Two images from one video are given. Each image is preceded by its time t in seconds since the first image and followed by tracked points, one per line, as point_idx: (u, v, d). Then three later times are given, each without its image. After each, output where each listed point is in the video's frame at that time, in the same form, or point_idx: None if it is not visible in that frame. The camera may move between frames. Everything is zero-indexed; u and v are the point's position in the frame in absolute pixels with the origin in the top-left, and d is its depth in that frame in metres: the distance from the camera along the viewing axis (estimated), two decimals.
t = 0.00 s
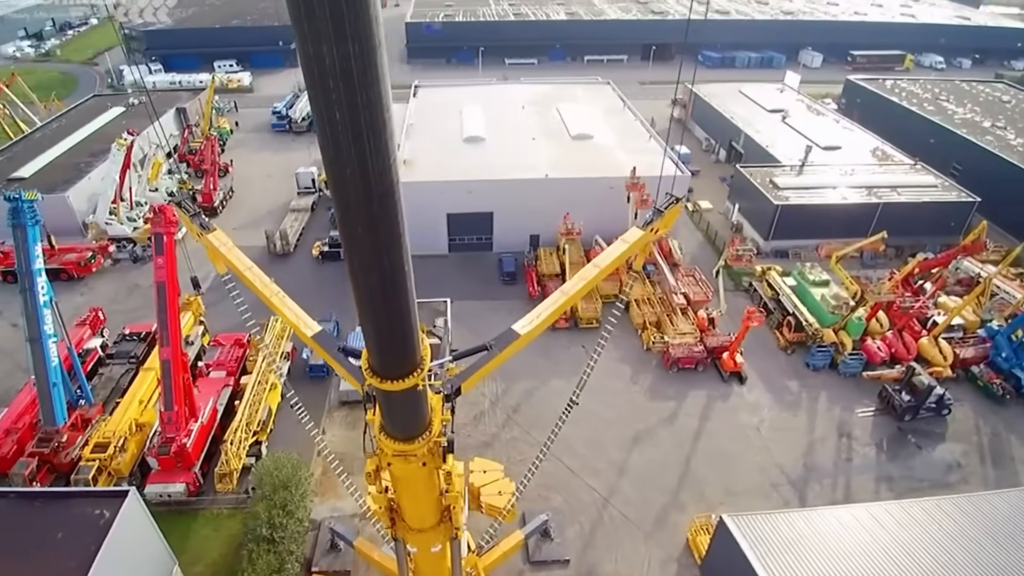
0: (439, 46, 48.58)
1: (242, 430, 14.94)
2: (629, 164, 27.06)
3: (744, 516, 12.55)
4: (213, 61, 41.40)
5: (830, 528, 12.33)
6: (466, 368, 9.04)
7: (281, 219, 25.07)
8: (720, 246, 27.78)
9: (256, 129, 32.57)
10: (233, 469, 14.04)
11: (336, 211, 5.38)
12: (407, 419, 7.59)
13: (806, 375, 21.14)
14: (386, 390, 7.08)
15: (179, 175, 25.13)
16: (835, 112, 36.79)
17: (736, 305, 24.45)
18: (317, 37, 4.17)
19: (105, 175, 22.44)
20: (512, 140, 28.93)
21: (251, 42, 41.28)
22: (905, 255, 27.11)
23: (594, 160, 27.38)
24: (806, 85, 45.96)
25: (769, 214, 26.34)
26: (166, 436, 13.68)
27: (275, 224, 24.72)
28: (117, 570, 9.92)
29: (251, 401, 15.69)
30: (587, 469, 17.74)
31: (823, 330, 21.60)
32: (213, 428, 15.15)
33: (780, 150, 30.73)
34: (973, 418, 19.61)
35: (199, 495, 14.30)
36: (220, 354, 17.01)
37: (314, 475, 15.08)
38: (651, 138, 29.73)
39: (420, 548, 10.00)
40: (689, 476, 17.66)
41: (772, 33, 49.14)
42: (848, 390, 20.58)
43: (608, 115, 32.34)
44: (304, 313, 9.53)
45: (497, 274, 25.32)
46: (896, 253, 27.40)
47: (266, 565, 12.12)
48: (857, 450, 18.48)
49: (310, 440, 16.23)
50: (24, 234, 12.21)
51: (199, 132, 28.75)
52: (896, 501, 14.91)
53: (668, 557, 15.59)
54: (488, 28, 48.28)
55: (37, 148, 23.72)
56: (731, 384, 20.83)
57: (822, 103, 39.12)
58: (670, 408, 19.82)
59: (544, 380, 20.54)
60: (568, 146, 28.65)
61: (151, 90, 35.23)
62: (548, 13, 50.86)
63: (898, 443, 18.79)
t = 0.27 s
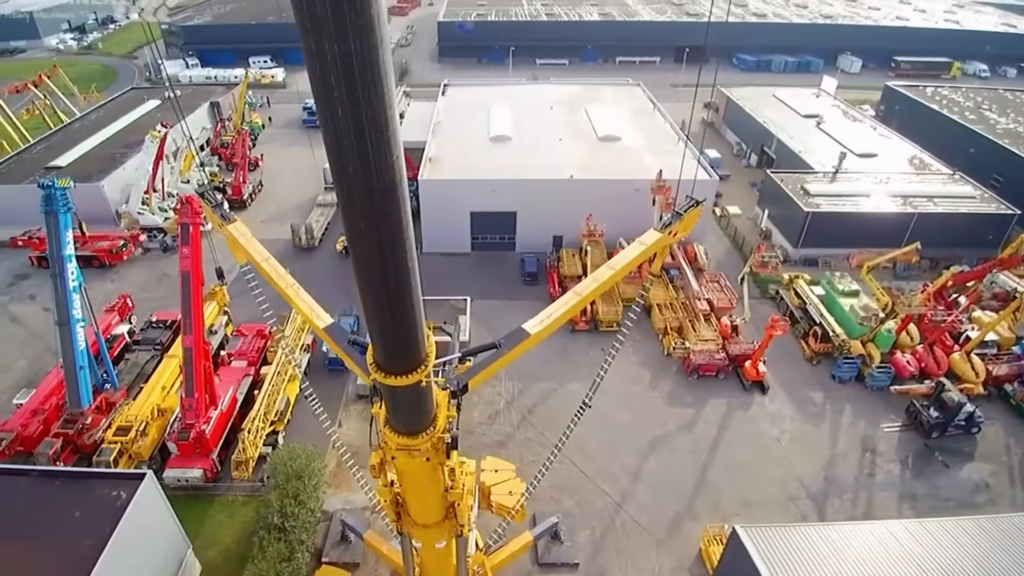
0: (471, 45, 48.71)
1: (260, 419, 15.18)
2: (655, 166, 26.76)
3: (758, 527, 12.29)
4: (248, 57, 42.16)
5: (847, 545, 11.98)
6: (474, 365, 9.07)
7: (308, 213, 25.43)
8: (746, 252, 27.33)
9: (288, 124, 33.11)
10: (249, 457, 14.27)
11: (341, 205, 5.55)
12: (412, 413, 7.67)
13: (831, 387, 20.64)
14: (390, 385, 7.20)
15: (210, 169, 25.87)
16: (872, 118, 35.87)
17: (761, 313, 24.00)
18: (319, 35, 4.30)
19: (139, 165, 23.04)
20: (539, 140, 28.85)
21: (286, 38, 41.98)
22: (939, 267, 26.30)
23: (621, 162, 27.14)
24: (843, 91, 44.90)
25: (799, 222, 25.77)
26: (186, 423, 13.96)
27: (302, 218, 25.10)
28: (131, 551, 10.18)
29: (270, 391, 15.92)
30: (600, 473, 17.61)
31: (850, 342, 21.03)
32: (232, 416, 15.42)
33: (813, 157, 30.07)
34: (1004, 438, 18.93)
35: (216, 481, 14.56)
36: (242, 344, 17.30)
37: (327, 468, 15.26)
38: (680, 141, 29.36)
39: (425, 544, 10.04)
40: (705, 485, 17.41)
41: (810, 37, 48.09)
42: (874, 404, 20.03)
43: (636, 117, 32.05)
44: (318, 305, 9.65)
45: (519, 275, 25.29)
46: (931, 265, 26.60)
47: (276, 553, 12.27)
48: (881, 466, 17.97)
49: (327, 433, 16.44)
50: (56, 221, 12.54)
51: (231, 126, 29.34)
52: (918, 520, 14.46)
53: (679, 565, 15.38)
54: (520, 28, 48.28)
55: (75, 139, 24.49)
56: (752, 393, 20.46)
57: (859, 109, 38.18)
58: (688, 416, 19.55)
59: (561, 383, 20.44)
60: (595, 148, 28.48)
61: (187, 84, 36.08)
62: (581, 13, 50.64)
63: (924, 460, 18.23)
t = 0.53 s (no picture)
0: (504, 44, 48.77)
1: (278, 409, 15.36)
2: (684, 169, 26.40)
3: (773, 539, 12.02)
4: (284, 53, 42.93)
5: (866, 563, 11.63)
6: (483, 362, 9.10)
7: (334, 208, 25.76)
8: (775, 259, 26.82)
9: (319, 120, 33.60)
10: (266, 446, 14.47)
11: (348, 197, 5.66)
12: (417, 408, 7.75)
13: (858, 400, 20.08)
14: (396, 379, 7.31)
15: (242, 161, 26.45)
16: (912, 126, 34.83)
17: (788, 322, 23.50)
18: (324, 28, 4.41)
19: (173, 157, 23.57)
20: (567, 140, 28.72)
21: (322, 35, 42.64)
22: (977, 281, 25.43)
23: (649, 164, 26.85)
24: (883, 97, 43.72)
25: (831, 229, 25.10)
26: (207, 409, 14.24)
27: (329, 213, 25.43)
28: (148, 533, 10.43)
29: (290, 381, 16.11)
30: (615, 477, 17.45)
31: (879, 354, 20.41)
32: (252, 405, 15.65)
33: (848, 164, 29.32)
34: None
35: (234, 468, 14.82)
36: (265, 335, 17.54)
37: (342, 460, 15.42)
38: (711, 144, 28.90)
39: (431, 538, 10.09)
40: (722, 494, 17.12)
41: (852, 41, 46.89)
42: (902, 419, 19.43)
43: (666, 119, 31.69)
44: (333, 298, 9.73)
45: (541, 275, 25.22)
46: (968, 278, 25.73)
47: (287, 541, 12.42)
48: (906, 483, 17.43)
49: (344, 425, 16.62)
50: (88, 208, 12.95)
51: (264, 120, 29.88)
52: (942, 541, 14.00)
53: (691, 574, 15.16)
54: (553, 27, 48.13)
55: (112, 130, 25.21)
56: (775, 404, 20.02)
57: (899, 117, 37.13)
58: (707, 423, 19.25)
59: (579, 385, 20.30)
60: (623, 149, 28.26)
61: (224, 78, 36.88)
62: (616, 13, 50.34)
63: (952, 479, 17.63)
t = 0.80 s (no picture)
0: (537, 44, 48.70)
1: (296, 399, 15.54)
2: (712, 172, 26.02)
3: (787, 552, 11.75)
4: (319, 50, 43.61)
5: None
6: (494, 359, 9.14)
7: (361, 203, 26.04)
8: (804, 267, 26.24)
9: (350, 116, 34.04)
10: (283, 435, 14.68)
11: (355, 189, 5.88)
12: (424, 401, 7.90)
13: (885, 415, 19.51)
14: (404, 372, 7.52)
15: (272, 156, 26.99)
16: (954, 135, 33.71)
17: (815, 332, 22.95)
18: (331, 22, 4.62)
19: (206, 149, 24.10)
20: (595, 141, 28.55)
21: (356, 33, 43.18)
22: (1016, 296, 24.49)
23: (677, 167, 26.55)
24: (925, 105, 42.40)
25: (864, 238, 24.43)
26: (227, 396, 14.51)
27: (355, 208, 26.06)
28: (164, 515, 10.67)
29: (309, 372, 16.28)
30: (629, 482, 17.27)
31: (909, 368, 19.79)
32: (271, 394, 15.88)
33: (884, 171, 28.50)
34: None
35: (251, 456, 15.08)
36: (287, 326, 17.75)
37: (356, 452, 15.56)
38: (741, 148, 28.43)
39: (437, 533, 10.10)
40: (739, 504, 16.80)
41: (894, 46, 45.59)
42: (930, 436, 18.82)
43: (696, 121, 31.29)
44: (348, 290, 9.83)
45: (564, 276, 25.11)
46: (1007, 293, 24.79)
47: (299, 529, 12.57)
48: (932, 502, 16.87)
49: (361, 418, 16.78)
50: (120, 196, 13.32)
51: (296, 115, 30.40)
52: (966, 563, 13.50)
53: None
54: (587, 28, 47.93)
55: (149, 122, 25.92)
56: (798, 415, 19.58)
57: (940, 125, 35.95)
58: (727, 432, 18.91)
59: (597, 388, 20.15)
60: (651, 151, 27.99)
61: (259, 74, 37.61)
62: (651, 15, 49.86)
63: (981, 500, 17.01)
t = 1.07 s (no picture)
0: (570, 45, 48.49)
1: (315, 390, 15.71)
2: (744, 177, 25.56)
3: (804, 566, 11.48)
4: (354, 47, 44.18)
5: None
6: (506, 356, 9.16)
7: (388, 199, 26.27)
8: (836, 276, 25.59)
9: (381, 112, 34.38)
10: (301, 425, 14.88)
11: (366, 182, 6.01)
12: (432, 394, 8.03)
13: (914, 431, 18.89)
14: (413, 366, 7.64)
15: (303, 150, 27.59)
16: (1000, 145, 32.47)
17: (845, 343, 22.33)
18: (343, 15, 4.72)
19: (239, 142, 24.60)
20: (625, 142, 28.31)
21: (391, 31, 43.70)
22: None
23: (707, 170, 26.16)
24: (970, 114, 40.95)
25: (899, 249, 23.70)
26: (249, 385, 14.77)
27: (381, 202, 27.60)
28: (183, 497, 10.91)
29: (330, 364, 16.45)
30: (645, 488, 17.07)
31: (941, 384, 19.11)
32: (292, 384, 16.11)
33: (924, 181, 27.59)
34: None
35: (270, 444, 15.33)
36: (310, 317, 17.96)
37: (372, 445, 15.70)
38: (775, 153, 27.86)
39: (446, 528, 10.13)
40: (758, 515, 16.46)
41: (939, 52, 44.12)
42: (962, 455, 18.16)
43: (730, 124, 30.77)
44: (365, 282, 9.90)
45: (588, 277, 24.94)
46: None
47: (312, 519, 12.71)
48: (959, 523, 16.28)
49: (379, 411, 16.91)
50: (152, 184, 13.64)
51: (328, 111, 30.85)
52: None
53: None
54: (621, 28, 47.55)
55: (186, 114, 26.59)
56: (823, 427, 19.08)
57: (985, 134, 34.66)
58: (749, 441, 18.54)
59: (616, 391, 19.96)
60: (682, 153, 27.63)
61: (293, 70, 38.24)
62: (687, 17, 49.19)
63: (1013, 523, 16.36)
